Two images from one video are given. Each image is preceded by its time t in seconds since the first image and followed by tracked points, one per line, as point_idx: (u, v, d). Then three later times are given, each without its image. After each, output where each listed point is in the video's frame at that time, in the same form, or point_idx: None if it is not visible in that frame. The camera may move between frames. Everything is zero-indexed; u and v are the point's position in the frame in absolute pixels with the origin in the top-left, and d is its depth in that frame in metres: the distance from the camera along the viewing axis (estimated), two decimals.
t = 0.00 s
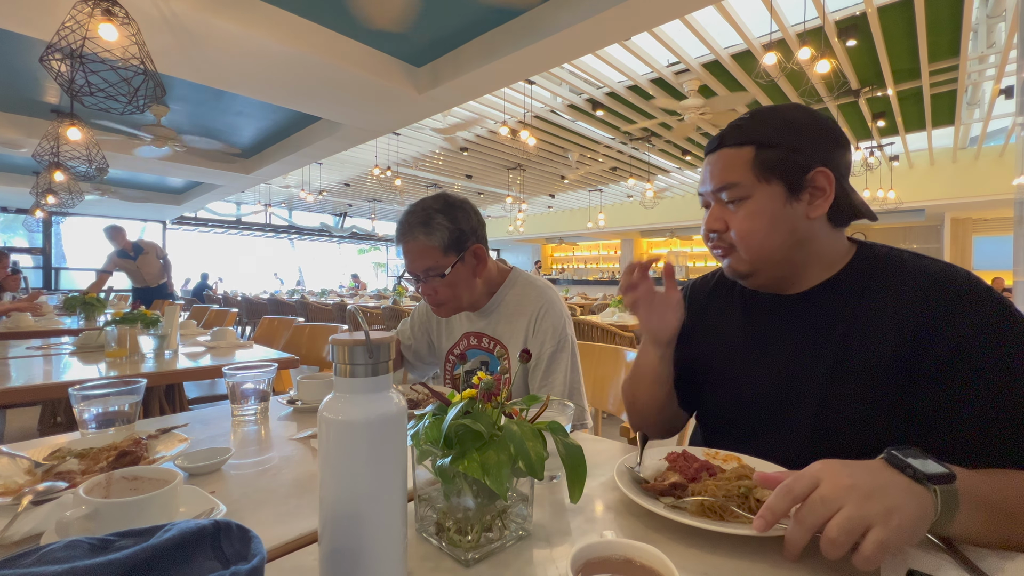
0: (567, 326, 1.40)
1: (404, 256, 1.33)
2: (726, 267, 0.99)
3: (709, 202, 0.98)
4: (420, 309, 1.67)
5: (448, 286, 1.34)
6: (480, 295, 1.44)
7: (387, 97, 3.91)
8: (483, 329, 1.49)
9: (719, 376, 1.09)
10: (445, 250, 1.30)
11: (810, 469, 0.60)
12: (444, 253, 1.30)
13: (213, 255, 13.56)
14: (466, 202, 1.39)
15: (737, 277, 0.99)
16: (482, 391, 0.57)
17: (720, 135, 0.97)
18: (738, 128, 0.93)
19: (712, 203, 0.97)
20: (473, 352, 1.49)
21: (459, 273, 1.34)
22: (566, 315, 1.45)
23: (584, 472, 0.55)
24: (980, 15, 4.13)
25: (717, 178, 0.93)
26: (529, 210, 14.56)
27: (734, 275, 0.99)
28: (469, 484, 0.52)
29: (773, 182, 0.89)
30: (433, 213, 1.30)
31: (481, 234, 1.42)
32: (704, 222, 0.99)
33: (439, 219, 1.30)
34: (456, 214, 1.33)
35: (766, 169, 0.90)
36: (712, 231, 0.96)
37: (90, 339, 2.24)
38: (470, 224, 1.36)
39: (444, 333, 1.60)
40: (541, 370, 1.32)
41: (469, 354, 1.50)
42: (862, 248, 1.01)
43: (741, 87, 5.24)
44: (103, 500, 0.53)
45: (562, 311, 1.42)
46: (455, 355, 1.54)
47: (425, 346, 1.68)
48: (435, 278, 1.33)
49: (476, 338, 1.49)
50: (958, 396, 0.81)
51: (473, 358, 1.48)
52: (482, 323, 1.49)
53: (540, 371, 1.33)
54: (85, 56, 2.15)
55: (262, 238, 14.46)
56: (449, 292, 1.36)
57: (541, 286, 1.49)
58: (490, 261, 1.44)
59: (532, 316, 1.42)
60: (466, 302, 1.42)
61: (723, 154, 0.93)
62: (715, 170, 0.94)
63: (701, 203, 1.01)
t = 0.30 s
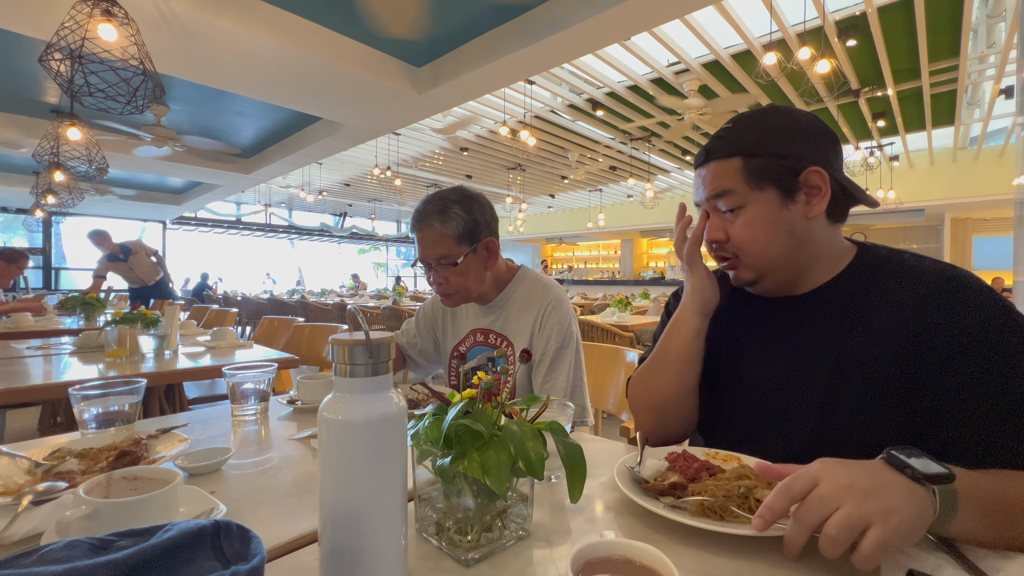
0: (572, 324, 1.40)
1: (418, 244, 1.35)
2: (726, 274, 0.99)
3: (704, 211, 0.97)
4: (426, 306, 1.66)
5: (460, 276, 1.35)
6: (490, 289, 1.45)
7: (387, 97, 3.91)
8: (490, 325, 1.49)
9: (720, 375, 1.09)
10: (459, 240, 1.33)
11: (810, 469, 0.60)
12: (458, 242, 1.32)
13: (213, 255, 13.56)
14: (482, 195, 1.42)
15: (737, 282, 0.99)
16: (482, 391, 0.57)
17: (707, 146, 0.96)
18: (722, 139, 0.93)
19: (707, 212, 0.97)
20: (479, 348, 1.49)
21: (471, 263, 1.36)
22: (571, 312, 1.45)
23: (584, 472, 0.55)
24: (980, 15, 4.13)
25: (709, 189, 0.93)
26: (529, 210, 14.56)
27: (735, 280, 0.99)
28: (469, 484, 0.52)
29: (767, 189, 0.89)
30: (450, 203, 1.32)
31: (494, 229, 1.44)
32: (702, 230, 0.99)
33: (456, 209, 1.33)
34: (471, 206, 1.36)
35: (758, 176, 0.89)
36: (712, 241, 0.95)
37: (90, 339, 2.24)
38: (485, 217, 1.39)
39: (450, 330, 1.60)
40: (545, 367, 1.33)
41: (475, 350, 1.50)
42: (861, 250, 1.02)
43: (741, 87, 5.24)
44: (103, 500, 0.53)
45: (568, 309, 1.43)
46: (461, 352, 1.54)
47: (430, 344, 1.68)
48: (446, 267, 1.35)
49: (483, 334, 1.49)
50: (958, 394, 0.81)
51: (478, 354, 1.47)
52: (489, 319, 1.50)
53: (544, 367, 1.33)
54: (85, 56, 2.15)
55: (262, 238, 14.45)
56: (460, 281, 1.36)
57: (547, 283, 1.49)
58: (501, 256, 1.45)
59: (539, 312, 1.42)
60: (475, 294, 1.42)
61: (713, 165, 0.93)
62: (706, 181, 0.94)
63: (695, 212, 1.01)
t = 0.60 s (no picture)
0: (574, 323, 1.40)
1: (423, 240, 1.36)
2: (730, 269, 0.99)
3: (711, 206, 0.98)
4: (429, 306, 1.67)
5: (463, 273, 1.36)
6: (493, 287, 1.45)
7: (387, 97, 3.92)
8: (492, 323, 1.50)
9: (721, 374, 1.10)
10: (463, 236, 1.34)
11: (810, 467, 0.60)
12: (462, 239, 1.34)
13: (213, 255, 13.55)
14: (487, 193, 1.43)
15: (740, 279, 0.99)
16: (482, 391, 0.57)
17: (716, 141, 0.97)
18: (733, 134, 0.94)
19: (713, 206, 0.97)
20: (481, 347, 1.49)
21: (475, 259, 1.37)
22: (573, 311, 1.46)
23: (584, 471, 0.55)
24: (980, 15, 4.13)
25: (717, 182, 0.94)
26: (529, 210, 14.56)
27: (738, 276, 0.99)
28: (469, 484, 0.52)
29: (774, 184, 0.90)
30: (455, 200, 1.33)
31: (498, 226, 1.45)
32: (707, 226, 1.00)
33: (461, 206, 1.34)
34: (476, 203, 1.37)
35: (767, 172, 0.90)
36: (717, 234, 0.95)
37: (90, 339, 2.24)
38: (489, 215, 1.40)
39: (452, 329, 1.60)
40: (546, 365, 1.33)
41: (477, 348, 1.50)
42: (864, 251, 1.01)
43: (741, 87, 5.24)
44: (103, 500, 0.53)
45: (570, 308, 1.43)
46: (463, 350, 1.54)
47: (432, 344, 1.67)
48: (451, 263, 1.36)
49: (485, 332, 1.50)
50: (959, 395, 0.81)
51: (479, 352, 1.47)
52: (491, 317, 1.50)
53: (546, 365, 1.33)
54: (85, 56, 2.15)
55: (262, 238, 14.45)
56: (464, 277, 1.37)
57: (549, 282, 1.49)
58: (505, 254, 1.46)
59: (541, 311, 1.42)
60: (478, 292, 1.43)
61: (722, 159, 0.94)
62: (715, 175, 0.95)
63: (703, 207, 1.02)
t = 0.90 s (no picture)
0: (576, 319, 1.40)
1: (430, 243, 1.37)
2: (741, 263, 0.97)
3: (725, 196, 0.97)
4: (433, 307, 1.67)
5: (473, 272, 1.37)
6: (499, 283, 1.46)
7: (387, 97, 3.92)
8: (495, 320, 1.49)
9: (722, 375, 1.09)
10: (470, 235, 1.34)
11: (810, 467, 0.60)
12: (469, 238, 1.34)
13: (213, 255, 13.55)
14: (489, 192, 1.43)
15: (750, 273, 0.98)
16: (483, 391, 0.57)
17: (737, 128, 0.97)
18: (756, 121, 0.93)
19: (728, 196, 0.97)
20: (485, 343, 1.49)
21: (483, 257, 1.38)
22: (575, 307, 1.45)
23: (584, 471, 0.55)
24: (980, 15, 4.13)
25: (734, 171, 0.93)
26: (529, 210, 14.56)
27: (748, 270, 0.98)
28: (469, 484, 0.52)
29: (796, 174, 0.89)
30: (459, 201, 1.34)
31: (501, 223, 1.46)
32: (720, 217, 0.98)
33: (465, 206, 1.34)
34: (479, 203, 1.37)
35: (789, 161, 0.90)
36: (731, 224, 0.94)
37: (90, 339, 2.24)
38: (492, 212, 1.41)
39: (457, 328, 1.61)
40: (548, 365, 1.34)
41: (481, 345, 1.49)
42: (867, 250, 1.01)
43: (741, 87, 5.24)
44: (103, 500, 0.53)
45: (572, 304, 1.43)
46: (467, 348, 1.54)
47: (437, 344, 1.67)
48: (460, 263, 1.36)
49: (488, 329, 1.49)
50: (961, 396, 0.81)
51: (483, 349, 1.47)
52: (495, 313, 1.50)
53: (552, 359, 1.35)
54: (85, 56, 2.15)
55: (262, 238, 14.45)
56: (473, 275, 1.38)
57: (551, 278, 1.49)
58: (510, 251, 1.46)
59: (544, 306, 1.42)
60: (486, 288, 1.43)
61: (744, 145, 0.93)
62: (732, 163, 0.94)
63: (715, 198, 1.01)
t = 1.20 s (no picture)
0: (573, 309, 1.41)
1: (442, 236, 1.37)
2: (739, 263, 0.97)
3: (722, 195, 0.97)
4: (439, 313, 1.69)
5: (485, 266, 1.39)
6: (507, 275, 1.48)
7: (387, 97, 3.92)
8: (500, 312, 1.50)
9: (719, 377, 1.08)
10: (483, 230, 1.35)
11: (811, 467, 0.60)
12: (482, 233, 1.35)
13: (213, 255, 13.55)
14: (500, 186, 1.43)
15: (748, 274, 0.98)
16: (483, 391, 0.57)
17: (735, 124, 0.95)
18: (756, 119, 0.92)
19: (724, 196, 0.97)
20: (490, 337, 1.49)
21: (494, 251, 1.39)
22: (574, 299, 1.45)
23: (584, 471, 0.55)
24: (980, 15, 4.13)
25: (733, 170, 0.93)
26: (529, 210, 14.56)
27: (745, 272, 0.98)
28: (469, 484, 0.52)
29: (795, 174, 0.90)
30: (473, 196, 1.33)
31: (511, 217, 1.47)
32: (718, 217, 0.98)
33: (479, 202, 1.34)
34: (492, 197, 1.37)
35: (789, 161, 0.90)
36: (730, 223, 0.94)
37: (90, 339, 2.24)
38: (503, 207, 1.41)
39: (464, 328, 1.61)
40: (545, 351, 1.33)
41: (487, 339, 1.50)
42: (860, 250, 1.01)
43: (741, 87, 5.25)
44: (103, 500, 0.53)
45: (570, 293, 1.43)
46: (473, 345, 1.54)
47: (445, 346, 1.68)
48: (472, 257, 1.37)
49: (493, 322, 1.50)
50: (958, 396, 0.82)
51: (488, 343, 1.48)
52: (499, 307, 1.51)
53: (543, 329, 1.27)
54: (85, 56, 2.14)
55: (261, 238, 14.44)
56: (485, 268, 1.40)
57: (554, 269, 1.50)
58: (518, 247, 1.48)
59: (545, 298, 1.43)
60: (495, 280, 1.45)
61: (743, 143, 0.92)
62: (730, 161, 0.93)
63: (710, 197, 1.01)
